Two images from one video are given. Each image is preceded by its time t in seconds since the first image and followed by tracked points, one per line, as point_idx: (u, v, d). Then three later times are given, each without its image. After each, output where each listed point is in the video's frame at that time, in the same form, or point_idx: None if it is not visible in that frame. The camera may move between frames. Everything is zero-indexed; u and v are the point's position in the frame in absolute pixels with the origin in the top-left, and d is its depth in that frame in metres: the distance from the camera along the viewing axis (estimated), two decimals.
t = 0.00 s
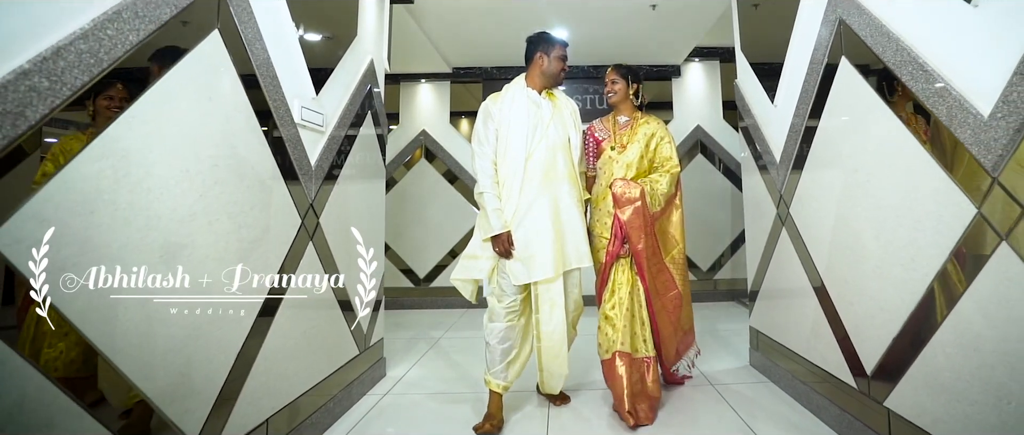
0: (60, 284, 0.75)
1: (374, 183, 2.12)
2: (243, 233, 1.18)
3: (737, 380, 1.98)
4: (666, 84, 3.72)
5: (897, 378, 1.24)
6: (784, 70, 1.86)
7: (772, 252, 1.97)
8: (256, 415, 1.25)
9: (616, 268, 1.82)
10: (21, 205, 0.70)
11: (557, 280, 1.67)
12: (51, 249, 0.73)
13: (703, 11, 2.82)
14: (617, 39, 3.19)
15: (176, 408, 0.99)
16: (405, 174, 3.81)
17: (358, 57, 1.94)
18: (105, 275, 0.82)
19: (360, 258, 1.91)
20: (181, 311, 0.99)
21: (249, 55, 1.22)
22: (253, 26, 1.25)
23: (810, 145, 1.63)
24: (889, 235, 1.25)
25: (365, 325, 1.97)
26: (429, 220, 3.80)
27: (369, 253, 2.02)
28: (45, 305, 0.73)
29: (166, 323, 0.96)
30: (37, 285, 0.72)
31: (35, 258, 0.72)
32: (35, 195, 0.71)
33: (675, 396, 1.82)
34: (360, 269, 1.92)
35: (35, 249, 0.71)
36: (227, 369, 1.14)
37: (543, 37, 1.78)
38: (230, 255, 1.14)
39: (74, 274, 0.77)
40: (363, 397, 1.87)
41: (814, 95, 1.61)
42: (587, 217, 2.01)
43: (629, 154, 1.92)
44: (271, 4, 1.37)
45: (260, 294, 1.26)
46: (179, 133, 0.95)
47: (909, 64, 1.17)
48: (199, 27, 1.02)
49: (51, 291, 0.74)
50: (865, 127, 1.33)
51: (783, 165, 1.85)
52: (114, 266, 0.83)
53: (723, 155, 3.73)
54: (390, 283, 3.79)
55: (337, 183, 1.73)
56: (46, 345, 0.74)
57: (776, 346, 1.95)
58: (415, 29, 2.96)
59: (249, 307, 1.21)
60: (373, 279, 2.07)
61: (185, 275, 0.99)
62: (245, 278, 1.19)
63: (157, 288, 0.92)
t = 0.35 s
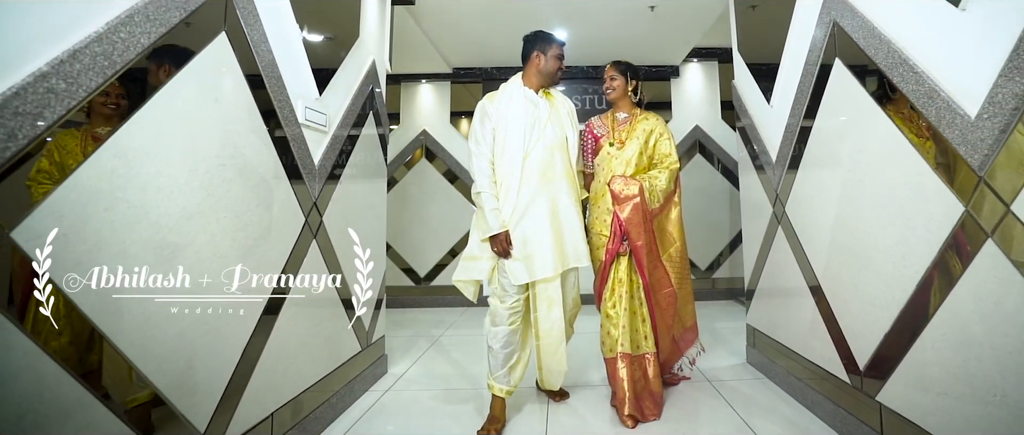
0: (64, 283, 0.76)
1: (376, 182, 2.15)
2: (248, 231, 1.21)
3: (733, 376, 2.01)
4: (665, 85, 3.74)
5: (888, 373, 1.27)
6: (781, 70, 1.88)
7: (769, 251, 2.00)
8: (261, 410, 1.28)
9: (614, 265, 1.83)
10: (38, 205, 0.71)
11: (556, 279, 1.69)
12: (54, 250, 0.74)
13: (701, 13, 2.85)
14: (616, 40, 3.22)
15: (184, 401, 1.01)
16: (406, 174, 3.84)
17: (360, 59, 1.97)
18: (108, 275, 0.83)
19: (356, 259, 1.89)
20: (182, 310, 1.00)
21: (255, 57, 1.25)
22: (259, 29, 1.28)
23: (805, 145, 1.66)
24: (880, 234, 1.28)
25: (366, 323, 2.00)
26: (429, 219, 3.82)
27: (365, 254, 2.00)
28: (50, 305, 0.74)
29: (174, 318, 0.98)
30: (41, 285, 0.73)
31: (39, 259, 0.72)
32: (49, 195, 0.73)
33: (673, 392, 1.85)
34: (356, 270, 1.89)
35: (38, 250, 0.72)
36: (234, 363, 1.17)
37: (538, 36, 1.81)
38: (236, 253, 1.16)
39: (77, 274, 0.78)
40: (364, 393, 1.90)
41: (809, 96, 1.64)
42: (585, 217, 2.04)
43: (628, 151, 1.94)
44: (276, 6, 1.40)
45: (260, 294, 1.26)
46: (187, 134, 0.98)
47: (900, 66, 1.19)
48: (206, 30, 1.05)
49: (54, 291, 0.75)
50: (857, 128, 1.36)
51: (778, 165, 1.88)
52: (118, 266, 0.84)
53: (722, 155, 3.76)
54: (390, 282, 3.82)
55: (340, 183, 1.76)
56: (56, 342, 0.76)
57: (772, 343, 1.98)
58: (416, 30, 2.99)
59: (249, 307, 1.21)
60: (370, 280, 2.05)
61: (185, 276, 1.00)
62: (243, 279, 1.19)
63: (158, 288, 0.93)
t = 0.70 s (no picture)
0: (66, 284, 0.78)
1: (378, 182, 2.18)
2: (254, 228, 1.24)
3: (730, 373, 2.05)
4: (664, 85, 3.76)
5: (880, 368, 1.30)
6: (777, 71, 1.91)
7: (765, 249, 2.03)
8: (267, 403, 1.31)
9: (614, 262, 1.85)
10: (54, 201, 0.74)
11: (553, 276, 1.70)
12: (57, 251, 0.75)
13: (699, 14, 2.88)
14: (615, 41, 3.24)
15: (192, 393, 1.04)
16: (407, 174, 3.86)
17: (363, 59, 2.00)
18: (110, 275, 0.84)
19: (354, 259, 1.86)
20: (184, 309, 1.00)
21: (261, 58, 1.28)
22: (265, 30, 1.31)
23: (800, 145, 1.69)
24: (872, 232, 1.31)
25: (369, 319, 2.03)
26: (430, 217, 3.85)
27: (363, 252, 1.95)
28: (53, 304, 0.76)
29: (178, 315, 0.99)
30: (43, 284, 0.74)
31: (42, 259, 0.74)
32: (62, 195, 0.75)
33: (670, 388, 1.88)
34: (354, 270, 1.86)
35: (40, 251, 0.73)
36: (242, 357, 1.19)
37: (533, 33, 1.82)
38: (244, 249, 1.19)
39: (80, 274, 0.80)
40: (367, 389, 1.93)
41: (804, 97, 1.67)
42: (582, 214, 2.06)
43: (628, 146, 1.97)
44: (282, 9, 1.43)
45: (258, 293, 1.25)
46: (196, 133, 1.00)
47: (892, 67, 1.22)
48: (214, 32, 1.07)
49: (57, 290, 0.76)
50: (851, 128, 1.39)
51: (775, 164, 1.91)
52: (121, 266, 0.85)
53: (720, 154, 3.79)
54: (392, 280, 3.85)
55: (343, 182, 1.79)
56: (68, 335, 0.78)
57: (768, 340, 2.01)
58: (417, 31, 3.02)
59: (247, 306, 1.21)
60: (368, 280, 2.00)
61: (185, 276, 1.00)
62: (242, 279, 1.18)
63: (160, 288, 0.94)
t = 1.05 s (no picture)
0: (71, 284, 0.77)
1: (381, 181, 2.21)
2: (260, 225, 1.26)
3: (728, 370, 2.07)
4: (664, 85, 3.79)
5: (874, 362, 1.33)
6: (774, 71, 1.93)
7: (763, 247, 2.06)
8: (273, 398, 1.33)
9: (616, 259, 1.87)
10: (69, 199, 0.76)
11: (549, 273, 1.67)
12: (61, 251, 0.75)
13: (698, 15, 2.90)
14: (615, 42, 3.27)
15: (202, 386, 1.06)
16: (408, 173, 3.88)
17: (365, 60, 2.02)
18: (111, 275, 0.84)
19: (350, 260, 1.84)
20: (184, 308, 1.00)
21: (267, 60, 1.30)
22: (270, 32, 1.33)
23: (797, 145, 1.72)
24: (865, 230, 1.34)
25: (371, 316, 2.06)
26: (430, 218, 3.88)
27: (359, 255, 1.94)
28: (57, 304, 0.75)
29: (178, 314, 0.99)
30: (48, 284, 0.74)
31: (46, 259, 0.73)
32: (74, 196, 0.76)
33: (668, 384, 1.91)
34: (350, 271, 1.84)
35: (45, 251, 0.73)
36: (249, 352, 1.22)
37: (529, 28, 1.79)
38: (250, 246, 1.21)
39: (84, 274, 0.79)
40: (369, 385, 1.96)
41: (801, 97, 1.70)
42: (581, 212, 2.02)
43: (629, 144, 1.96)
44: (288, 11, 1.46)
45: (256, 293, 1.24)
46: (203, 132, 1.03)
47: (885, 69, 1.25)
48: (222, 34, 1.10)
49: (61, 291, 0.76)
50: (846, 128, 1.42)
51: (772, 164, 1.93)
52: (121, 266, 0.85)
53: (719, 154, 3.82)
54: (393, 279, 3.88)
55: (346, 181, 1.82)
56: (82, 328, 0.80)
57: (766, 337, 2.04)
58: (418, 31, 3.04)
59: (245, 306, 1.20)
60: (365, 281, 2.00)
61: (185, 275, 0.99)
62: (241, 279, 1.18)
63: (160, 287, 0.93)
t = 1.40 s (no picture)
0: (74, 284, 0.77)
1: (383, 180, 2.24)
2: (268, 223, 1.29)
3: (726, 367, 2.10)
4: (663, 85, 3.82)
5: (867, 357, 1.36)
6: (772, 72, 1.96)
7: (760, 246, 2.09)
8: (280, 392, 1.36)
9: (618, 256, 1.88)
10: (85, 198, 0.78)
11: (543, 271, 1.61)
12: (64, 251, 0.75)
13: (697, 16, 2.93)
14: (614, 43, 3.30)
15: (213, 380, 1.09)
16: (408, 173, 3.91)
17: (368, 60, 2.05)
18: (114, 275, 0.84)
19: (349, 260, 1.82)
20: (184, 308, 1.00)
21: (273, 61, 1.33)
22: (277, 34, 1.36)
23: (793, 145, 1.75)
24: (859, 228, 1.37)
25: (374, 313, 2.09)
26: (431, 217, 3.90)
27: (356, 254, 1.91)
28: (59, 303, 0.75)
29: (178, 313, 0.98)
30: (52, 284, 0.74)
31: (50, 259, 0.74)
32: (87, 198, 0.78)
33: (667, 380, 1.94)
34: (348, 272, 1.82)
35: (48, 252, 0.73)
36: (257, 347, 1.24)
37: (526, 24, 1.74)
38: (257, 244, 1.24)
39: (94, 271, 0.80)
40: (371, 381, 1.99)
41: (797, 98, 1.73)
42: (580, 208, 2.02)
43: (631, 143, 1.95)
44: (293, 13, 1.49)
45: (255, 292, 1.23)
46: (213, 132, 1.06)
47: (879, 70, 1.28)
48: (230, 36, 1.13)
49: (64, 291, 0.76)
50: (841, 128, 1.45)
51: (769, 164, 1.96)
52: (126, 266, 0.85)
53: (718, 154, 3.84)
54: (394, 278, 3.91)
55: (350, 180, 1.84)
56: (98, 322, 0.82)
57: (762, 334, 2.07)
58: (419, 32, 3.06)
59: (245, 305, 1.19)
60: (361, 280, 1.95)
61: (185, 275, 0.99)
62: (241, 278, 1.17)
63: (161, 287, 0.93)
